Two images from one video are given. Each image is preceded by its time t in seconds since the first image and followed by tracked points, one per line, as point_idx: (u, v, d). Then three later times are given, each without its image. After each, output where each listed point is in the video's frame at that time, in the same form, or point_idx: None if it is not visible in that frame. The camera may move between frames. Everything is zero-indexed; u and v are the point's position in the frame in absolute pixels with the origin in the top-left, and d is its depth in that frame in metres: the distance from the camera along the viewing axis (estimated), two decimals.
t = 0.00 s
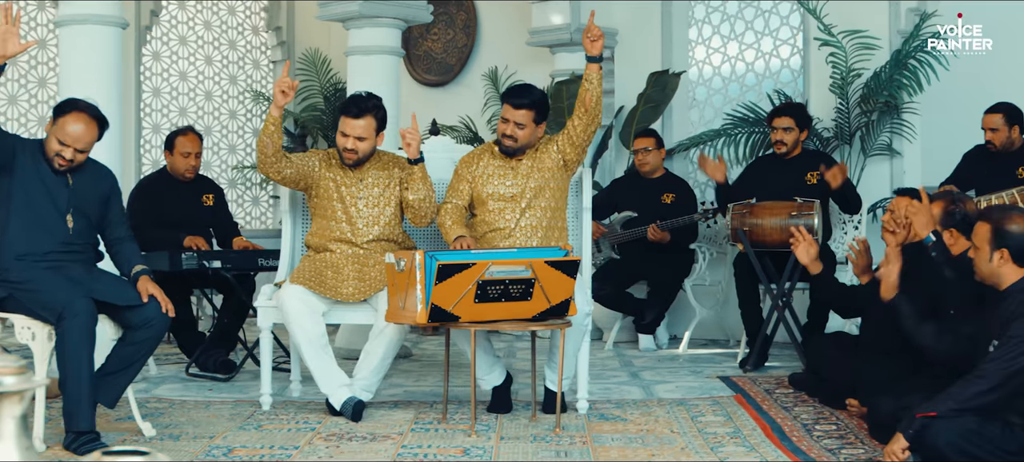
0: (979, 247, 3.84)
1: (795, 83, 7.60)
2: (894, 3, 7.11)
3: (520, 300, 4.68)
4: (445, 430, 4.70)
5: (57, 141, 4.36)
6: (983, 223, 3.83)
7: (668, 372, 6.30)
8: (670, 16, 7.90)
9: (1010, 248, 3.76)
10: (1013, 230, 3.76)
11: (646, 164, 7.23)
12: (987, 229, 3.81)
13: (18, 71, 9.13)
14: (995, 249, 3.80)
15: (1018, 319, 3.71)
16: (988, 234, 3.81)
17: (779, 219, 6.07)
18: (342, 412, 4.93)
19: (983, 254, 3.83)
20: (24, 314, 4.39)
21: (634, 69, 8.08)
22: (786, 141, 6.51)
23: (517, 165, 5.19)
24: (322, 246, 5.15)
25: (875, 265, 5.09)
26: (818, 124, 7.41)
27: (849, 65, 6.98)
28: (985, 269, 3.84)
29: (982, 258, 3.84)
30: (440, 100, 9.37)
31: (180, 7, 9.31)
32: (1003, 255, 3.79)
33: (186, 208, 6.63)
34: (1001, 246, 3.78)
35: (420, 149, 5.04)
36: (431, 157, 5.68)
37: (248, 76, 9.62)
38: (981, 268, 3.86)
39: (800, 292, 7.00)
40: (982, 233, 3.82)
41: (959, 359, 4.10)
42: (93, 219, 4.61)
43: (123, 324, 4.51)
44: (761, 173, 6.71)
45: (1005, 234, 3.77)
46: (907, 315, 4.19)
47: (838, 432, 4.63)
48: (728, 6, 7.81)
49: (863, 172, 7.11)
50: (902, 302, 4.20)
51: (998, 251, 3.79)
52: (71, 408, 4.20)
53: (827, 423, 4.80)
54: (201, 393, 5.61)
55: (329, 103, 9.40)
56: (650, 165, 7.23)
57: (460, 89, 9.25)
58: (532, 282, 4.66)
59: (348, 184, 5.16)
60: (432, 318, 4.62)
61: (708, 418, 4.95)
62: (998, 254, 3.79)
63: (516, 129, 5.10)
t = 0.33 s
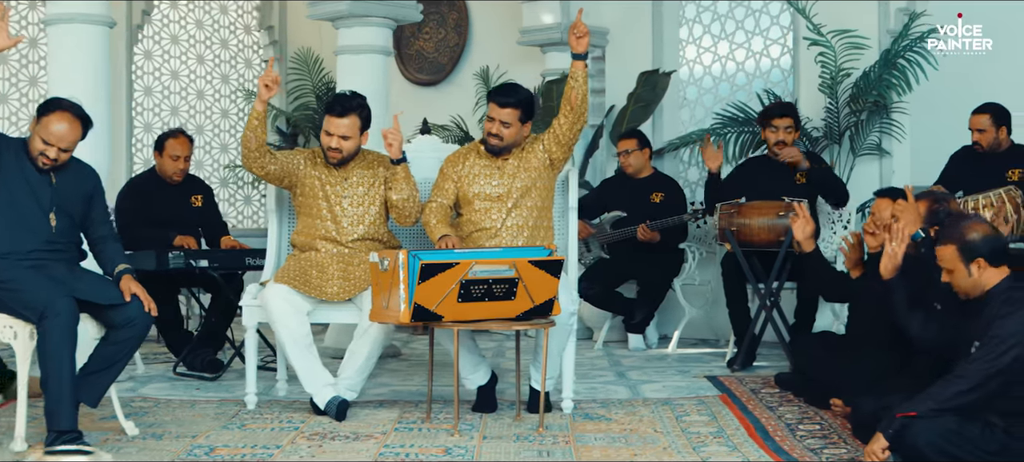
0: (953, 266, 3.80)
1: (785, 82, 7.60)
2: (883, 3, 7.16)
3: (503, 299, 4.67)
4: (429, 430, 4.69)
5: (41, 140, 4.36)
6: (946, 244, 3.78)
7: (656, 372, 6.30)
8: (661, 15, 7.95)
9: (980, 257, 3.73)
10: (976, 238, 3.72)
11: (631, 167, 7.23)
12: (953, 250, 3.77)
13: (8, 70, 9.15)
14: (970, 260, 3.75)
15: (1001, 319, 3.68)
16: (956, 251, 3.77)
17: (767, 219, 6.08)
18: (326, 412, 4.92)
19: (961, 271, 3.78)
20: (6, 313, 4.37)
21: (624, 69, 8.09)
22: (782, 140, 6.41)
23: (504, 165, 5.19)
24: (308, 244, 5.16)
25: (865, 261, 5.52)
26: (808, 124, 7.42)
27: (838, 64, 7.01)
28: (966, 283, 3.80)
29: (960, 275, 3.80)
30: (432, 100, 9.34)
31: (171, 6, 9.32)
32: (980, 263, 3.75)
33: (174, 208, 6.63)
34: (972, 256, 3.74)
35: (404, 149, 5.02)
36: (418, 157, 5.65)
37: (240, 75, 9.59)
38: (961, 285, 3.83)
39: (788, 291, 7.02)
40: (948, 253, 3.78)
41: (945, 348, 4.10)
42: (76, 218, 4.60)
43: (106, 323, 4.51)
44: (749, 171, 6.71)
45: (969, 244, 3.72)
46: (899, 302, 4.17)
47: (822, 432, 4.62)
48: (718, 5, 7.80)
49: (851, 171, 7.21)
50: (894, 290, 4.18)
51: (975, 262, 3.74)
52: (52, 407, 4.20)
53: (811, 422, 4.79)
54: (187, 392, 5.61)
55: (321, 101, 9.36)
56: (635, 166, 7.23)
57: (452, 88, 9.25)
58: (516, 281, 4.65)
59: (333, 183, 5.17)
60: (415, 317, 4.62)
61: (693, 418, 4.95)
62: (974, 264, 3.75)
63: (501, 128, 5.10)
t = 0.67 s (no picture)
0: (926, 284, 3.77)
1: (775, 82, 7.61)
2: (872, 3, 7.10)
3: (485, 299, 4.67)
4: (411, 429, 4.69)
5: (24, 138, 4.35)
6: (912, 263, 3.74)
7: (643, 372, 6.30)
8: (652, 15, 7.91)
9: (950, 269, 3.70)
10: (939, 251, 3.70)
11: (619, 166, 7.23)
12: (922, 268, 3.73)
13: None
14: (942, 274, 3.72)
15: (977, 322, 3.69)
16: (924, 269, 3.73)
17: (754, 219, 6.08)
18: (309, 411, 4.92)
19: (936, 287, 3.75)
20: None
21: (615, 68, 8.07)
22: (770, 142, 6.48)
23: (489, 165, 5.18)
24: (292, 243, 5.16)
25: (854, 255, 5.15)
26: (797, 123, 7.41)
27: (827, 64, 6.98)
28: (943, 297, 3.76)
29: (934, 292, 3.77)
30: (423, 99, 9.31)
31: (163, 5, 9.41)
32: (952, 275, 3.73)
33: (162, 208, 6.62)
34: (941, 270, 3.71)
35: (388, 149, 5.01)
36: (403, 155, 5.66)
37: (232, 74, 9.52)
38: (937, 300, 3.78)
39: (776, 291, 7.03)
40: (918, 274, 3.73)
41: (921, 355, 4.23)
42: (58, 216, 4.59)
43: (87, 322, 4.51)
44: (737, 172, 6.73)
45: (934, 259, 3.70)
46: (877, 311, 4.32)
47: (804, 432, 4.61)
48: (709, 4, 7.80)
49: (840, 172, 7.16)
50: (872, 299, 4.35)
51: (946, 275, 3.72)
52: (33, 405, 4.21)
53: (795, 422, 4.79)
54: (173, 391, 5.61)
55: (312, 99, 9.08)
56: (623, 165, 7.23)
57: (443, 87, 9.23)
58: (498, 281, 4.65)
59: (318, 182, 5.16)
60: (397, 317, 4.62)
61: (676, 417, 4.94)
62: (947, 277, 3.72)
63: (486, 125, 5.09)
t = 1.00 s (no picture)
0: (899, 294, 3.75)
1: (765, 82, 7.61)
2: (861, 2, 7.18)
3: (468, 298, 4.66)
4: (394, 429, 4.69)
5: (8, 137, 4.37)
6: (881, 274, 3.72)
7: (630, 372, 6.29)
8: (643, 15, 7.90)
9: (919, 275, 3.69)
10: (905, 261, 3.70)
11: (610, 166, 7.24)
12: (891, 278, 3.71)
13: None
14: (913, 281, 3.71)
15: (954, 323, 3.69)
16: (895, 279, 3.72)
17: (740, 218, 6.13)
18: (292, 410, 4.97)
19: (909, 295, 3.74)
20: None
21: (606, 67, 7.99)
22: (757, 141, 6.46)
23: (474, 165, 5.17)
24: (278, 241, 5.14)
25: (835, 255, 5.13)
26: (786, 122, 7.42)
27: (816, 62, 7.12)
28: (917, 304, 3.75)
29: (908, 300, 3.75)
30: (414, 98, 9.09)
31: (154, 5, 9.20)
32: (923, 281, 3.72)
33: (150, 208, 6.56)
34: (911, 278, 3.70)
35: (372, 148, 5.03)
36: (390, 155, 5.57)
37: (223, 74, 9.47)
38: (912, 308, 3.77)
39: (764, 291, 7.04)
40: (889, 285, 3.71)
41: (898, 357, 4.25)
42: (41, 216, 4.56)
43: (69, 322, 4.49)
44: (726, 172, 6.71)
45: (902, 268, 3.70)
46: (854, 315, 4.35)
47: (786, 432, 4.61)
48: (699, 4, 7.76)
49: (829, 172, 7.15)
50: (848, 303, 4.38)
51: (919, 280, 3.71)
52: (14, 405, 4.23)
53: (778, 422, 4.79)
54: (158, 391, 5.61)
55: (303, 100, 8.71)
56: (613, 164, 7.27)
57: (435, 87, 9.02)
58: (481, 281, 4.66)
59: (303, 181, 5.16)
60: (380, 316, 4.63)
61: (661, 417, 4.94)
62: (918, 283, 3.72)
63: (471, 124, 5.09)
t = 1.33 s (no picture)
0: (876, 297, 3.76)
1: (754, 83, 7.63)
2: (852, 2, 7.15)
3: (450, 298, 4.66)
4: (376, 428, 4.69)
5: None
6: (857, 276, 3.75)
7: (618, 372, 6.28)
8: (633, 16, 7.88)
9: (894, 275, 3.71)
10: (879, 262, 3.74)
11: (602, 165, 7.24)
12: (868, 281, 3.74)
13: None
14: (889, 282, 3.72)
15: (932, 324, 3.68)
16: (871, 281, 3.75)
17: (726, 218, 6.18)
18: (274, 408, 5.00)
19: (886, 298, 3.73)
20: None
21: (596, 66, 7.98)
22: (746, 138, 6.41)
23: (458, 165, 5.16)
24: (263, 241, 5.13)
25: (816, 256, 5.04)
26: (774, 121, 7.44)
27: (804, 62, 7.09)
28: (896, 307, 3.74)
29: (886, 303, 3.74)
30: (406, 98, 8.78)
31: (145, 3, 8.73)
32: (900, 281, 3.72)
33: (136, 210, 6.41)
34: (886, 280, 3.73)
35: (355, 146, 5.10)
36: (371, 160, 5.45)
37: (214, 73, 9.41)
38: (891, 311, 3.75)
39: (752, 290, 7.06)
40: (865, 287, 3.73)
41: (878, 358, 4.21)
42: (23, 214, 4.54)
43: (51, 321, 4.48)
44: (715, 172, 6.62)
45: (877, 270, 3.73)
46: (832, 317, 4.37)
47: (768, 432, 4.61)
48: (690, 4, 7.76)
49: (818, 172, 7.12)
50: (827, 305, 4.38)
51: (896, 281, 3.71)
52: None
53: (761, 422, 4.79)
54: (144, 391, 5.60)
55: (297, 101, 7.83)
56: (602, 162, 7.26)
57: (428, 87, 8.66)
58: (463, 281, 4.66)
59: (287, 180, 5.14)
60: (362, 316, 4.64)
61: (645, 417, 4.94)
62: (896, 284, 3.72)
63: (456, 123, 5.09)
